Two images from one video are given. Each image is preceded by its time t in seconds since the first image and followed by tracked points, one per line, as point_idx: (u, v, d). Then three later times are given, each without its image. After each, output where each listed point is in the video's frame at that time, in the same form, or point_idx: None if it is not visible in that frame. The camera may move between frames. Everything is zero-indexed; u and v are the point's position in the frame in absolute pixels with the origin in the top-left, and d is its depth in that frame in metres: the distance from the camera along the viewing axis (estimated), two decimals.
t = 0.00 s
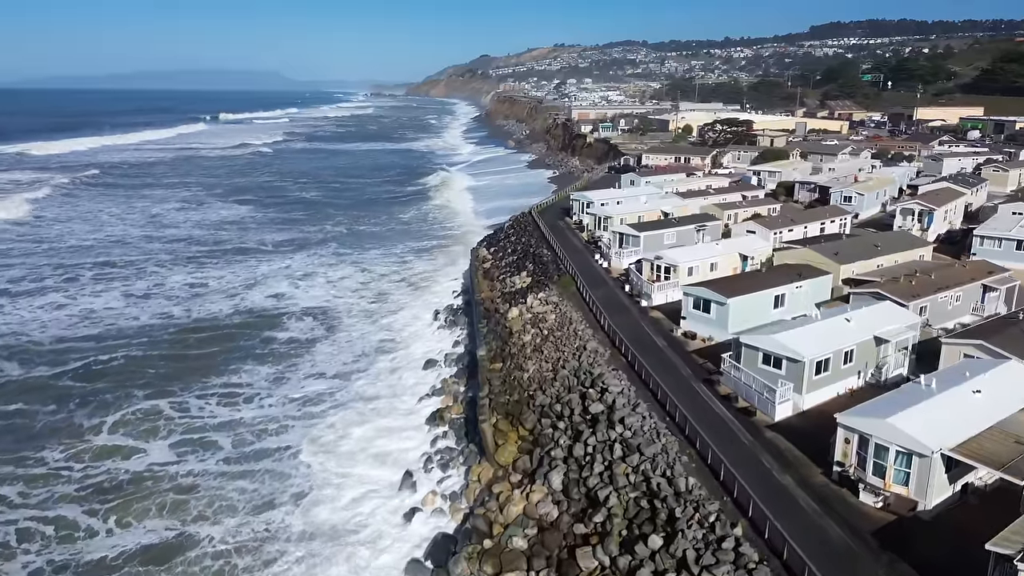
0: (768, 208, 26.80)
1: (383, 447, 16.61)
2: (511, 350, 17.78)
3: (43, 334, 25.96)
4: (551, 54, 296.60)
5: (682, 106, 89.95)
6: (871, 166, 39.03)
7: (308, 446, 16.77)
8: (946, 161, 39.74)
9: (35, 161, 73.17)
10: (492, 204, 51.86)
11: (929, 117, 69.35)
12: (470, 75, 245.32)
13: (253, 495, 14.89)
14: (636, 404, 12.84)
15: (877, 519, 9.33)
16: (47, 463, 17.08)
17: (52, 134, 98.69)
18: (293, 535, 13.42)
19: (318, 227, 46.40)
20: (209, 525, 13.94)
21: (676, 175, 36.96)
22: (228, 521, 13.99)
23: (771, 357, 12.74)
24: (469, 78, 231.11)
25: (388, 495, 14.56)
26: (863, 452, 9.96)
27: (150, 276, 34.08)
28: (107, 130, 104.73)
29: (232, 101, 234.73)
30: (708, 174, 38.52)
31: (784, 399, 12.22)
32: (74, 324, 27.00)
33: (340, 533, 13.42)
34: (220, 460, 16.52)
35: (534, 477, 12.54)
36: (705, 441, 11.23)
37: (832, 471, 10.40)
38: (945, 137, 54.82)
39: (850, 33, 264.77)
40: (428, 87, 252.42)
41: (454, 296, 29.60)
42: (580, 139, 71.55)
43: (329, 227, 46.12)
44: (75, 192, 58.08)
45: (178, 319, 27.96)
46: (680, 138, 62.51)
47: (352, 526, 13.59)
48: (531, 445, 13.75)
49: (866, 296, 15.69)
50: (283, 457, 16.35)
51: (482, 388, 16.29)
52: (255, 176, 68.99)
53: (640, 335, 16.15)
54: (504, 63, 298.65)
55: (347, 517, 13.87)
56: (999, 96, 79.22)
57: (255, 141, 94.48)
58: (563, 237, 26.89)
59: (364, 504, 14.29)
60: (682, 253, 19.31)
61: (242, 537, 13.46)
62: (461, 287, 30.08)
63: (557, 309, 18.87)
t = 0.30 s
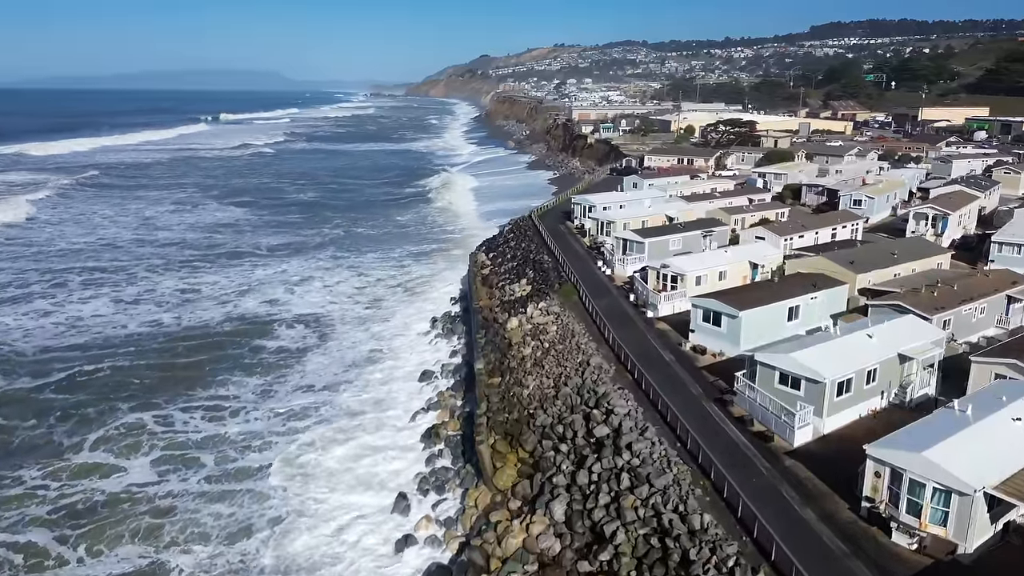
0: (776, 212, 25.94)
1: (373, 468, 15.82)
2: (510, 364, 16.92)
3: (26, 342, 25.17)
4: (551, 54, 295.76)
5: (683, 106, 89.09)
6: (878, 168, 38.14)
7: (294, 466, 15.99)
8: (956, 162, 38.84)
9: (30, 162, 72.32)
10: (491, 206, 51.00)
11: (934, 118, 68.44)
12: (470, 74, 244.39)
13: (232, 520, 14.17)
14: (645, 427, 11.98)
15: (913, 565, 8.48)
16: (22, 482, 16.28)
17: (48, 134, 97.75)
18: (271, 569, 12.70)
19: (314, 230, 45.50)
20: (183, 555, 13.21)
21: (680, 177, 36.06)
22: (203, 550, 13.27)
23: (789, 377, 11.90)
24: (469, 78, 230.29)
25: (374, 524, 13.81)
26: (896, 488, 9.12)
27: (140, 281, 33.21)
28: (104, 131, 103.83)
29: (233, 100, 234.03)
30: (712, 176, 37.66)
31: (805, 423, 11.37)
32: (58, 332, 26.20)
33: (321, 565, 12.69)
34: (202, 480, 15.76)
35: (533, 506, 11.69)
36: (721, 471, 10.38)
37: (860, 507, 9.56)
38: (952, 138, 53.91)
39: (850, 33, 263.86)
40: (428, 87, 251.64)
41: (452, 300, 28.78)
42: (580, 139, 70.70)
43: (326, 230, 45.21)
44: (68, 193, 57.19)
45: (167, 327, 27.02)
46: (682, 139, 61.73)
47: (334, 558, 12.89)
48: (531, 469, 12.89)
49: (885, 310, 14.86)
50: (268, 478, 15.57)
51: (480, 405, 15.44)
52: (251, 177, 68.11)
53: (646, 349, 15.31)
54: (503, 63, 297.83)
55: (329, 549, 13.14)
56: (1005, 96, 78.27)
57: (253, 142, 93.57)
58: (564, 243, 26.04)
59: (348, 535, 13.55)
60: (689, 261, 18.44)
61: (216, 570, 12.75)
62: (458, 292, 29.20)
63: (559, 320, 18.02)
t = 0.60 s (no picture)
0: (793, 217, 25.00)
1: (368, 489, 15.05)
2: (516, 380, 16.02)
3: (18, 350, 24.46)
4: (558, 54, 294.76)
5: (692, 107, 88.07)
6: (895, 170, 37.11)
7: (287, 486, 15.24)
8: (975, 164, 37.75)
9: (34, 162, 71.83)
10: (498, 208, 50.17)
11: (949, 119, 67.24)
12: (477, 75, 243.58)
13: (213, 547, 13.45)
14: (661, 456, 11.08)
15: None
16: (5, 502, 15.48)
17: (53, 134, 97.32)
18: None
19: (318, 233, 44.73)
20: None
21: (692, 179, 35.15)
22: None
23: (817, 402, 11.01)
24: (476, 79, 229.51)
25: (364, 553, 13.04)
26: (943, 533, 8.24)
27: (139, 286, 32.48)
28: (111, 132, 103.49)
29: (242, 100, 234.01)
30: (724, 178, 36.71)
31: (835, 453, 10.50)
32: (52, 340, 25.47)
33: None
34: (188, 500, 15.05)
35: (541, 540, 10.78)
36: (746, 509, 9.49)
37: (903, 551, 8.67)
38: (968, 140, 52.78)
39: (859, 33, 262.12)
40: (435, 87, 251.01)
41: (456, 307, 27.94)
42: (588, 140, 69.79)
43: (330, 233, 44.43)
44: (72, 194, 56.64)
45: (165, 334, 26.06)
46: (691, 140, 60.76)
47: None
48: (538, 497, 11.99)
49: (916, 326, 13.94)
50: (257, 499, 14.85)
51: (484, 424, 14.54)
52: (255, 179, 67.47)
53: (660, 366, 14.40)
54: (510, 64, 296.95)
55: None
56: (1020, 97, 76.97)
57: (258, 142, 92.94)
58: (572, 248, 25.15)
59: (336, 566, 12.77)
60: (704, 270, 17.53)
61: None
62: (461, 298, 28.40)
63: (567, 333, 17.12)
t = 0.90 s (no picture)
0: (806, 222, 24.12)
1: (355, 513, 14.39)
2: (518, 396, 15.16)
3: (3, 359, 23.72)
4: (562, 54, 293.93)
5: (697, 107, 87.14)
6: (908, 173, 36.16)
7: (271, 510, 14.54)
8: (991, 166, 36.74)
9: (34, 163, 71.19)
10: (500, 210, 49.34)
11: (959, 119, 66.20)
12: (480, 75, 242.79)
13: None
14: (674, 488, 10.22)
15: None
16: None
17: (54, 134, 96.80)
18: None
19: (318, 236, 43.89)
20: None
21: (699, 182, 34.26)
22: None
23: (844, 429, 10.14)
24: (480, 79, 228.71)
25: None
26: None
27: (132, 291, 31.67)
28: (112, 132, 102.75)
29: (246, 100, 233.56)
30: (732, 181, 35.84)
31: (867, 487, 9.61)
32: (39, 348, 24.71)
33: None
34: (165, 525, 14.37)
35: None
36: (771, 554, 8.64)
37: None
38: (980, 141, 51.72)
39: (865, 33, 260.69)
40: (438, 87, 250.32)
41: (457, 312, 27.11)
42: (592, 141, 68.87)
43: (330, 236, 43.57)
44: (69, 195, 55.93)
45: (157, 342, 24.98)
46: (697, 142, 59.80)
47: None
48: (542, 530, 11.13)
49: (945, 343, 13.06)
50: (236, 525, 14.15)
51: (484, 446, 13.69)
52: (255, 180, 66.75)
53: (672, 384, 13.54)
54: (513, 64, 296.20)
55: None
56: None
57: (259, 143, 92.24)
58: (577, 254, 24.31)
59: None
60: (716, 280, 16.64)
61: None
62: (461, 304, 27.57)
63: (571, 347, 16.27)
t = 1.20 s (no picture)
0: (816, 227, 23.23)
1: (338, 542, 13.61)
2: (517, 415, 14.30)
3: None
4: (562, 55, 293.09)
5: (700, 107, 86.28)
6: (919, 175, 35.27)
7: (249, 540, 13.77)
8: (1004, 169, 35.87)
9: (30, 163, 70.36)
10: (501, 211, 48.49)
11: (966, 120, 65.30)
12: (481, 75, 241.95)
13: None
14: (687, 528, 9.38)
15: None
16: None
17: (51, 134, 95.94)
18: None
19: (315, 239, 42.99)
20: None
21: (705, 185, 33.36)
22: None
23: (874, 462, 9.28)
24: (480, 80, 228.02)
25: None
26: None
27: (122, 297, 30.81)
28: (110, 132, 101.93)
29: (246, 100, 232.85)
30: (738, 183, 34.98)
31: (901, 527, 8.75)
32: (22, 358, 23.86)
33: None
34: (137, 552, 13.60)
35: None
36: None
37: None
38: (990, 143, 50.82)
39: (866, 33, 259.84)
40: (438, 87, 249.50)
41: (455, 318, 26.24)
42: (594, 142, 67.93)
43: (328, 239, 42.68)
44: (63, 196, 55.05)
45: (144, 351, 24.03)
46: (700, 143, 58.94)
47: None
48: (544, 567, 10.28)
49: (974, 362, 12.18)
50: (210, 556, 13.36)
51: (481, 470, 12.81)
52: (253, 181, 65.90)
53: (682, 405, 12.69)
54: (514, 64, 295.40)
55: None
56: None
57: (257, 143, 91.40)
58: (579, 261, 23.44)
59: None
60: (727, 291, 15.75)
61: None
62: (459, 310, 26.68)
63: (574, 362, 15.39)
